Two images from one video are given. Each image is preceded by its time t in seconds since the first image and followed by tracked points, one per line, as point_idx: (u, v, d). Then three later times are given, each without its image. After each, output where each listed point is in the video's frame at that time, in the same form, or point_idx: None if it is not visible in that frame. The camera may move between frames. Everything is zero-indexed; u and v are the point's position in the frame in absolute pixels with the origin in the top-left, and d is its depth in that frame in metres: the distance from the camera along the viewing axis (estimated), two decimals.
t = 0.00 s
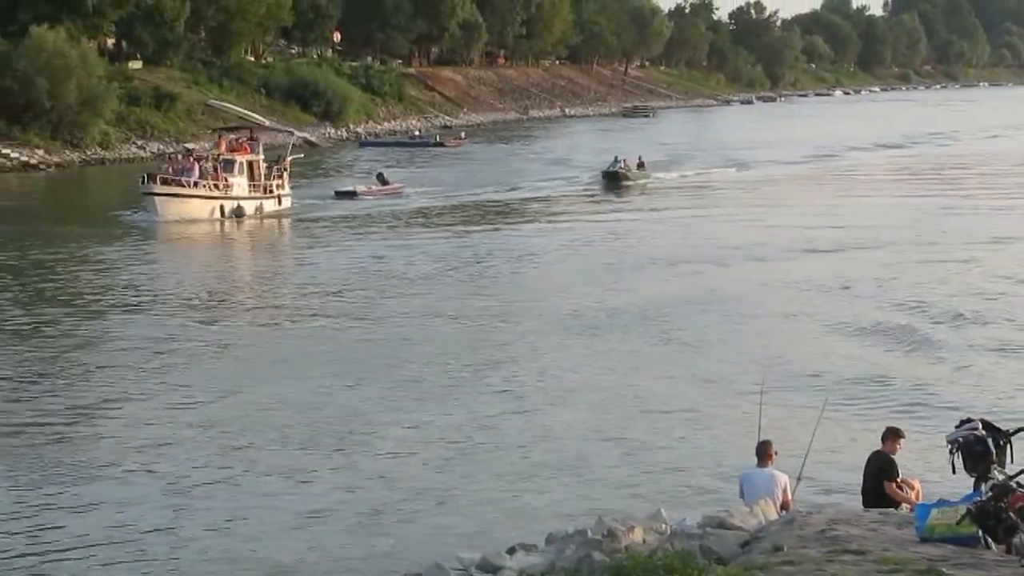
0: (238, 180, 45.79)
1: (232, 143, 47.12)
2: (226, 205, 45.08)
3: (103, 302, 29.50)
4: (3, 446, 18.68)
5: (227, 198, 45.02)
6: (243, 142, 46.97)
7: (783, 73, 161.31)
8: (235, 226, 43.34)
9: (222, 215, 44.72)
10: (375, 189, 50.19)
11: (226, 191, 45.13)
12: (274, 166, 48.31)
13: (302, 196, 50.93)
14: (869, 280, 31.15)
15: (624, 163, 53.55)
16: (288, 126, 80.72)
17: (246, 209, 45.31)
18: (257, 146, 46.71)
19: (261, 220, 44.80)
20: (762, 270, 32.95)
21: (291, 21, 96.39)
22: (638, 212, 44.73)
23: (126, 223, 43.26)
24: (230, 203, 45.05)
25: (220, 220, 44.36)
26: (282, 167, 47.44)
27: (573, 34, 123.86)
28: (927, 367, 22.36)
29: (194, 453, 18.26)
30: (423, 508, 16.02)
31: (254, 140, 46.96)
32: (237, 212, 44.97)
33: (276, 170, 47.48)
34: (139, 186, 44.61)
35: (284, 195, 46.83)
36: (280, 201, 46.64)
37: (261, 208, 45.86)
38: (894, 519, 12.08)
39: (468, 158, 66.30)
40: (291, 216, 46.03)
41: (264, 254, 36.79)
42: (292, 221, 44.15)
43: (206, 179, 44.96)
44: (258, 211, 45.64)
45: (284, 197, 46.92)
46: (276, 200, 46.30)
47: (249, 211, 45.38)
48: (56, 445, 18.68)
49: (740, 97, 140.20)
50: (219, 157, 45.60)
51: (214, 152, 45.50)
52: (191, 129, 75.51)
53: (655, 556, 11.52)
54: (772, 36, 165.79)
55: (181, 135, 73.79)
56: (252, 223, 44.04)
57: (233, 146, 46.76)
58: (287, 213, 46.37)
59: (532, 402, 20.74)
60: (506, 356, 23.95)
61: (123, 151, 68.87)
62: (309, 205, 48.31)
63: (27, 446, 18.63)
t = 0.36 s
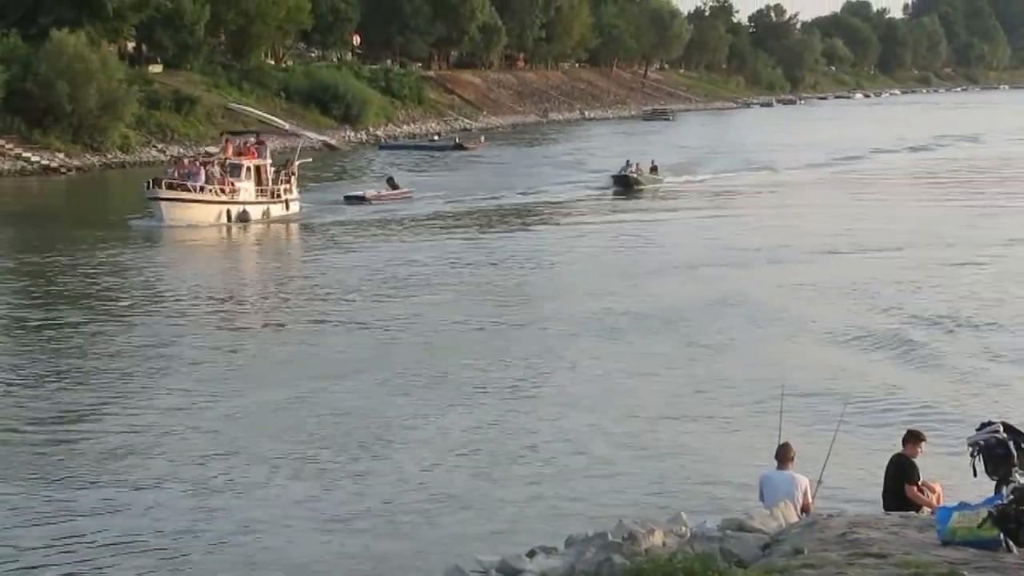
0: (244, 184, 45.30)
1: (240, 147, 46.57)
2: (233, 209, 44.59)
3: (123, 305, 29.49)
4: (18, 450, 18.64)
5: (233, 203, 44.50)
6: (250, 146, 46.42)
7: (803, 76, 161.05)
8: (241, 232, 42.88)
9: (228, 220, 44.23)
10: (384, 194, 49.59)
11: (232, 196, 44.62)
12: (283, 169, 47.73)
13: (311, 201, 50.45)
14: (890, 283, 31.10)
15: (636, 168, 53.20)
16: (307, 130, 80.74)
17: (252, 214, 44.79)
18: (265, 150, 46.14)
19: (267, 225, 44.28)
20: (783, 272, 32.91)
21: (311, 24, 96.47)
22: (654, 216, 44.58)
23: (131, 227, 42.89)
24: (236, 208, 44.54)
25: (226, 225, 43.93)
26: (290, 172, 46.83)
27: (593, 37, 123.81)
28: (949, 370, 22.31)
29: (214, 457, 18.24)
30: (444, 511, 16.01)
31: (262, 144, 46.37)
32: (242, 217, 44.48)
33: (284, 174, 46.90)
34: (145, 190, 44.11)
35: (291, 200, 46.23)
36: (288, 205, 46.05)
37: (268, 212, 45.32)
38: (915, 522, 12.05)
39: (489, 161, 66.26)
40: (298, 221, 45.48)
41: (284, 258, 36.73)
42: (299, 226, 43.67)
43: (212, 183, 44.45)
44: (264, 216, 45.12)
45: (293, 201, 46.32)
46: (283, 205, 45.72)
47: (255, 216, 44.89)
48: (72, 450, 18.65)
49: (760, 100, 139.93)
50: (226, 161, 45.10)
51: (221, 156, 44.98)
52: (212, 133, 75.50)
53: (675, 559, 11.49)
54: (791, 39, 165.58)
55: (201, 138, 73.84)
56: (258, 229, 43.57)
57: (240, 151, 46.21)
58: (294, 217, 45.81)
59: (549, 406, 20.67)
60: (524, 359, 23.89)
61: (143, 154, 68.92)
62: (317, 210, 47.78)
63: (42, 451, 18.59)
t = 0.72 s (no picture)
0: (248, 187, 44.90)
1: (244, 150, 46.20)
2: (236, 212, 44.16)
3: (137, 306, 29.58)
4: (30, 451, 18.69)
5: (237, 205, 44.06)
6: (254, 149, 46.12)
7: (821, 78, 160.92)
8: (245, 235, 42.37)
9: (232, 223, 43.79)
10: (391, 197, 49.21)
11: (236, 199, 44.20)
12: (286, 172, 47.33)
13: (319, 203, 50.14)
14: (908, 283, 31.11)
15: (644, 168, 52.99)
16: (325, 131, 80.85)
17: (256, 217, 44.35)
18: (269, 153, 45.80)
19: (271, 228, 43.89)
20: (800, 273, 32.96)
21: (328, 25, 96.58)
22: (671, 216, 44.63)
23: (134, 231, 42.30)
24: (239, 211, 44.11)
25: (230, 228, 43.45)
26: (295, 174, 46.51)
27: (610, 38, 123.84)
28: (965, 371, 22.35)
29: (228, 458, 18.27)
30: (460, 512, 16.02)
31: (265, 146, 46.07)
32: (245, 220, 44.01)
33: (289, 177, 46.56)
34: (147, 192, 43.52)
35: (296, 202, 45.85)
36: (292, 208, 45.65)
37: (272, 215, 44.94)
38: (933, 524, 12.04)
39: (506, 162, 66.30)
40: (302, 224, 45.09)
41: (298, 258, 36.77)
42: (305, 229, 43.29)
43: (216, 186, 43.96)
44: (268, 219, 44.74)
45: (297, 205, 45.93)
46: (288, 208, 45.33)
47: (259, 219, 44.48)
48: (85, 450, 18.70)
49: (778, 101, 139.83)
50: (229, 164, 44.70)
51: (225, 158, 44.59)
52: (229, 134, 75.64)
53: (692, 560, 11.51)
54: (809, 40, 165.48)
55: (218, 139, 73.97)
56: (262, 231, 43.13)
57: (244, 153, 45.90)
58: (299, 220, 45.40)
59: (562, 407, 20.71)
60: (536, 360, 23.97)
61: (160, 155, 68.98)
62: (322, 212, 47.42)
63: (56, 452, 18.63)
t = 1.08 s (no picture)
0: (249, 189, 44.32)
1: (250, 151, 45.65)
2: (237, 215, 43.60)
3: (151, 308, 29.57)
4: (42, 454, 18.62)
5: (238, 208, 43.54)
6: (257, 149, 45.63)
7: (836, 79, 160.76)
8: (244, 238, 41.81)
9: (233, 226, 43.33)
10: (395, 199, 48.43)
11: (238, 202, 43.65)
12: (293, 173, 46.62)
13: (320, 206, 49.52)
14: (924, 284, 31.18)
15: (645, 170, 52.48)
16: (340, 132, 80.88)
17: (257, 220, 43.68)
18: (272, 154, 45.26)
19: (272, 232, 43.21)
20: (817, 273, 33.05)
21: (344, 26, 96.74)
22: (686, 217, 44.56)
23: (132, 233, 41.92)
24: (241, 214, 43.56)
25: (230, 232, 42.92)
26: (298, 176, 45.99)
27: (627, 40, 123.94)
28: (983, 372, 22.37)
29: (239, 461, 18.21)
30: (475, 515, 16.00)
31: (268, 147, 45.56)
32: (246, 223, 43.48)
33: (292, 178, 46.05)
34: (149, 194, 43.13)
35: (299, 205, 45.23)
36: (296, 210, 45.04)
37: (274, 218, 44.30)
38: (949, 526, 12.00)
39: (521, 164, 66.26)
40: (305, 228, 44.41)
41: (313, 260, 36.71)
42: (307, 232, 42.72)
43: (217, 188, 43.35)
44: (269, 221, 44.09)
45: (301, 207, 45.29)
46: (290, 210, 44.70)
47: (259, 222, 43.79)
48: (96, 454, 18.64)
49: (793, 103, 139.68)
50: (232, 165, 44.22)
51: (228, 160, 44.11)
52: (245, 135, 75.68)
53: (706, 562, 11.49)
54: (824, 41, 165.40)
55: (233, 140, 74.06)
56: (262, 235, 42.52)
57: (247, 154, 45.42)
58: (302, 223, 44.75)
59: (575, 409, 20.66)
60: (549, 361, 23.96)
61: (176, 155, 68.99)
62: (324, 215, 46.87)
63: (65, 455, 18.57)
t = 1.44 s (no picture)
0: (251, 193, 43.81)
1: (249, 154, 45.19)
2: (238, 219, 43.11)
3: (163, 309, 29.63)
4: (57, 457, 18.61)
5: (239, 212, 43.03)
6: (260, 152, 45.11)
7: (851, 80, 160.51)
8: (246, 242, 41.29)
9: (234, 229, 42.79)
10: (399, 203, 48.01)
11: (238, 205, 43.14)
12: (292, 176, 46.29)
13: (324, 209, 48.99)
14: (938, 284, 31.22)
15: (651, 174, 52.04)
16: (354, 133, 80.92)
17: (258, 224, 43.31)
18: (275, 157, 44.80)
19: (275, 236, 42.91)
20: (832, 274, 33.09)
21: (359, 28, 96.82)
22: (699, 219, 44.51)
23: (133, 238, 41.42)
24: (242, 217, 43.07)
25: (231, 235, 42.39)
26: (301, 179, 45.50)
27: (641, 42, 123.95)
28: (999, 373, 22.37)
29: (250, 462, 18.22)
30: (491, 517, 15.98)
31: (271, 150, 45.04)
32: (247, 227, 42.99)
33: (295, 182, 45.58)
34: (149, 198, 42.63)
35: (302, 208, 45.07)
36: (298, 214, 44.91)
37: (276, 221, 44.07)
38: (965, 528, 11.98)
39: (537, 166, 66.25)
40: (307, 230, 44.21)
41: (325, 262, 36.71)
42: (310, 236, 42.30)
43: (217, 192, 42.86)
44: (271, 225, 43.78)
45: (302, 210, 45.14)
46: (292, 214, 44.52)
47: (260, 226, 43.42)
48: (110, 455, 18.63)
49: (807, 104, 139.39)
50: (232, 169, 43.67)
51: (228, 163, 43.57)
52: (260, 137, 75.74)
53: (722, 563, 11.51)
54: (839, 43, 165.22)
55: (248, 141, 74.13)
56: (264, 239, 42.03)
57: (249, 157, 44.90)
58: (304, 227, 44.60)
59: (588, 410, 20.65)
60: (564, 362, 24.00)
61: (190, 156, 69.03)
62: (328, 219, 46.35)
63: (76, 458, 18.55)
